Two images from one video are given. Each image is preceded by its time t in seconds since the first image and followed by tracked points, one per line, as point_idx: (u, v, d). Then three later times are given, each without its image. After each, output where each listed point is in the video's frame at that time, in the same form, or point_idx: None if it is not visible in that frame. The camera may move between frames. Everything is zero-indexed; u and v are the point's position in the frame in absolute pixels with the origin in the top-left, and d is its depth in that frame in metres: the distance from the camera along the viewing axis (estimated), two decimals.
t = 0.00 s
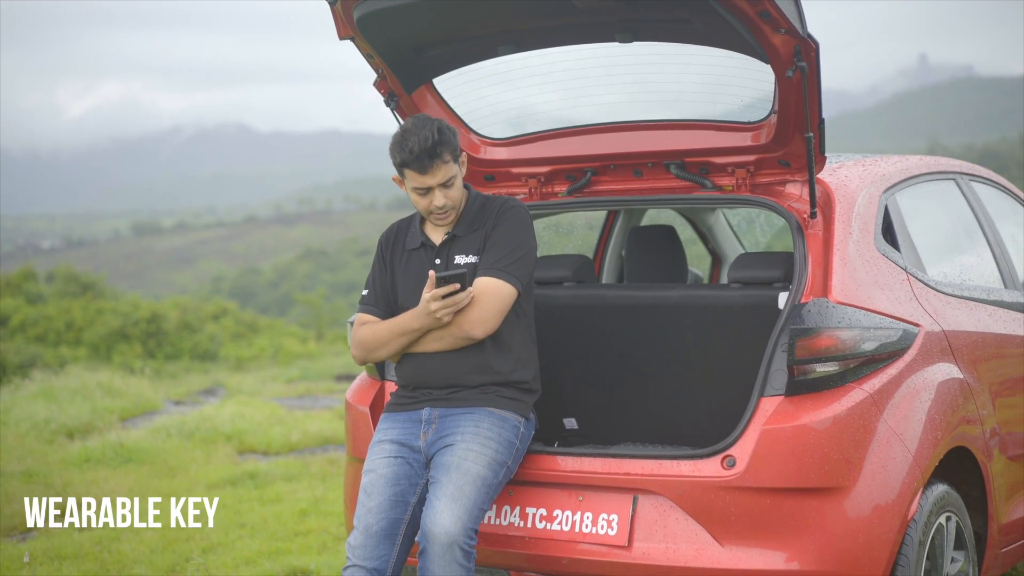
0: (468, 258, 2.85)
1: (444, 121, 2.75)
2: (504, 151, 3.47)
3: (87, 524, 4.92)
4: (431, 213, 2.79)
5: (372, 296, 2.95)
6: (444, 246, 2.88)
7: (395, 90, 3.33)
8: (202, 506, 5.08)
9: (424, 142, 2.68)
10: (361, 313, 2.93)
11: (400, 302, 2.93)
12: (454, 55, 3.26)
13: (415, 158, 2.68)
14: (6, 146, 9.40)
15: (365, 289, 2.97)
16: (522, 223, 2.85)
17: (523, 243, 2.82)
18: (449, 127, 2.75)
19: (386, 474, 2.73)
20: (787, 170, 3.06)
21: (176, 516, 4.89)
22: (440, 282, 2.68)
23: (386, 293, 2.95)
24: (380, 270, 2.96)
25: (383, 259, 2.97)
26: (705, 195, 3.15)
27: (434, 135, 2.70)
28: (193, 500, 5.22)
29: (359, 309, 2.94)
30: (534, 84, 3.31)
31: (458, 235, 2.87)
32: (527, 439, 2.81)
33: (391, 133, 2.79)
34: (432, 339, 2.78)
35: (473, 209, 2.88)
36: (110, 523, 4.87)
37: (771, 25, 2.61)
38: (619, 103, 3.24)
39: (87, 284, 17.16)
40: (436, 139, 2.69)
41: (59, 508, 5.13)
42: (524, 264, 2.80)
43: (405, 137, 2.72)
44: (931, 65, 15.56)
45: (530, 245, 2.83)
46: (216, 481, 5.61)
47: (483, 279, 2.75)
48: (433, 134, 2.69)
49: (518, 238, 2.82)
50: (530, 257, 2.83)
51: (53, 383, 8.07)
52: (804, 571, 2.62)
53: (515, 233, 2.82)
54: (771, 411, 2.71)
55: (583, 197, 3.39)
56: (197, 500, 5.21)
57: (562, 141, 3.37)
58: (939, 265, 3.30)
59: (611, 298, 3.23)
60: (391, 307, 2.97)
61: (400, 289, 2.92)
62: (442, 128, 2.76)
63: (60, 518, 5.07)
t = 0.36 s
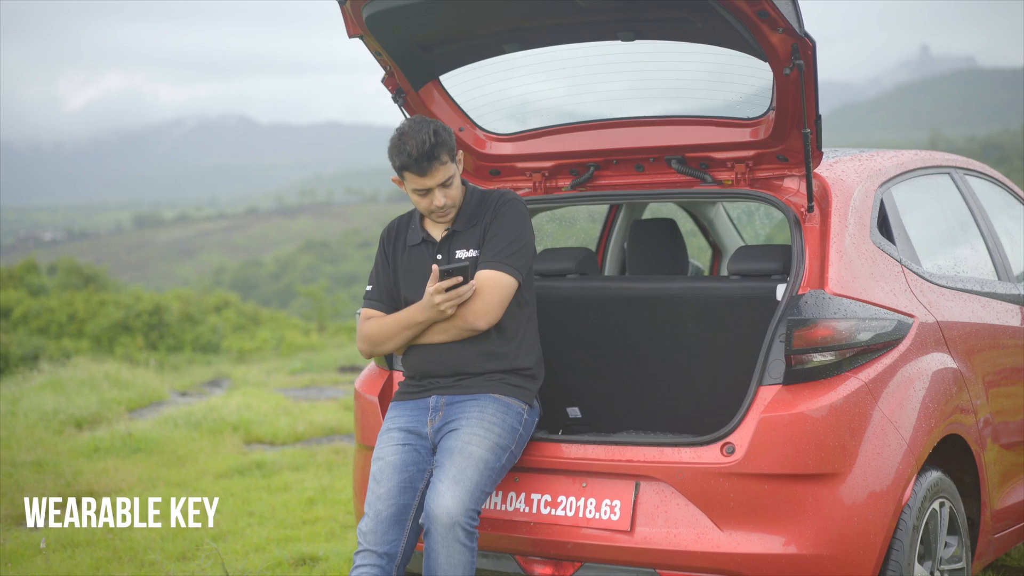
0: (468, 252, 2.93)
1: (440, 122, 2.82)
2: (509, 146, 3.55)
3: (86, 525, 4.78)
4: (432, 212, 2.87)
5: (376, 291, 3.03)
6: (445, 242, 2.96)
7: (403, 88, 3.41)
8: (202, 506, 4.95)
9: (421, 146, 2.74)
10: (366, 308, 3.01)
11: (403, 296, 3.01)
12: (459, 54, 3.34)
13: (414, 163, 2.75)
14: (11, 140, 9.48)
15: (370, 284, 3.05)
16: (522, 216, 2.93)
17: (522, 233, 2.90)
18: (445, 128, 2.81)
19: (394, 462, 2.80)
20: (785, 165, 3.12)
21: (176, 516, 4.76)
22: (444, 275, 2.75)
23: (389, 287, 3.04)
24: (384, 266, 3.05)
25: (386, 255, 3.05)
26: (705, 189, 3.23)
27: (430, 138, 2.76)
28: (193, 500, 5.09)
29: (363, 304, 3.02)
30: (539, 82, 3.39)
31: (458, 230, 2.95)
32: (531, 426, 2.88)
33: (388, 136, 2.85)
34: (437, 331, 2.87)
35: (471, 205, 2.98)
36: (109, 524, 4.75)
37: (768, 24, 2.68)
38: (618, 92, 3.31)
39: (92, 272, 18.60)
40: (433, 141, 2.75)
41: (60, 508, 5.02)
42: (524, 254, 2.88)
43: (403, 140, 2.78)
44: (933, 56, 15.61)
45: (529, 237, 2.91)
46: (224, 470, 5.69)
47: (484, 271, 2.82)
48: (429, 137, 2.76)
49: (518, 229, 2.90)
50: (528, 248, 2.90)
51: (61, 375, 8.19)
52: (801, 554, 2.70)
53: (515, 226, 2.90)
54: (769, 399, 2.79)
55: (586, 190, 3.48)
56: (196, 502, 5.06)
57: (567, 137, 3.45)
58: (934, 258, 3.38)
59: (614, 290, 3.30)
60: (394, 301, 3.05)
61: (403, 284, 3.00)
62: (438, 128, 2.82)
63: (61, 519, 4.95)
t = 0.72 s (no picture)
0: (470, 247, 3.02)
1: (443, 119, 2.91)
2: (515, 143, 3.64)
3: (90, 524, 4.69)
4: (434, 206, 2.96)
5: (384, 286, 3.12)
6: (447, 237, 3.06)
7: (411, 87, 3.50)
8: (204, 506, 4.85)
9: (425, 141, 2.84)
10: (374, 303, 3.11)
11: (410, 291, 3.10)
12: (466, 54, 3.44)
13: (417, 157, 2.84)
14: (15, 135, 9.58)
15: (377, 279, 3.14)
16: (523, 210, 3.02)
17: (522, 226, 3.00)
18: (448, 124, 2.91)
19: (403, 449, 2.90)
20: (784, 162, 3.22)
21: (176, 516, 4.69)
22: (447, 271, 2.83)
23: (396, 282, 3.13)
24: (390, 262, 3.14)
25: (392, 252, 3.15)
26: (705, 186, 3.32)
27: (434, 134, 2.86)
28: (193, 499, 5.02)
29: (371, 299, 3.12)
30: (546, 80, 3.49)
31: (460, 225, 3.05)
32: (534, 416, 2.97)
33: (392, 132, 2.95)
34: (444, 324, 2.96)
35: (472, 201, 3.06)
36: (111, 525, 4.65)
37: (767, 27, 2.77)
38: (619, 87, 3.40)
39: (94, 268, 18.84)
40: (436, 137, 2.85)
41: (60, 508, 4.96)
42: (524, 247, 2.97)
43: (407, 137, 2.87)
44: (935, 50, 15.68)
45: (529, 231, 3.00)
46: (233, 461, 5.80)
47: (486, 265, 2.92)
48: (432, 133, 2.85)
49: (518, 224, 2.99)
50: (529, 241, 2.99)
51: (70, 368, 8.31)
52: (798, 538, 2.80)
53: (515, 220, 2.99)
54: (767, 388, 2.89)
55: (590, 186, 3.57)
56: (197, 502, 4.94)
57: (571, 133, 3.54)
58: (928, 252, 3.48)
59: (616, 283, 3.40)
60: (401, 296, 3.15)
61: (409, 279, 3.10)
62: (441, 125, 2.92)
63: (60, 519, 4.85)
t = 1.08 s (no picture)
0: (474, 245, 3.09)
1: (454, 121, 2.97)
2: (514, 139, 3.70)
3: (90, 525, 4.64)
4: (441, 206, 3.04)
5: (390, 275, 3.20)
6: (454, 233, 3.13)
7: (414, 84, 3.58)
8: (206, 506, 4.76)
9: (435, 144, 2.91)
10: (381, 291, 3.19)
11: (415, 282, 3.18)
12: (466, 53, 3.51)
13: (427, 159, 2.91)
14: (18, 130, 9.65)
15: (384, 268, 3.22)
16: (528, 212, 3.09)
17: (527, 227, 3.07)
18: (459, 127, 2.97)
19: (403, 437, 2.98)
20: (777, 157, 3.29)
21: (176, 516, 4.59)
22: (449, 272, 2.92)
23: (402, 272, 3.21)
24: (397, 251, 3.22)
25: (400, 242, 3.22)
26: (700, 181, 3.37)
27: (445, 138, 2.92)
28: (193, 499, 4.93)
29: (378, 286, 3.19)
30: (548, 77, 3.57)
31: (466, 222, 3.12)
32: (530, 409, 3.04)
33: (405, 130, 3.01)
34: (443, 321, 3.04)
35: (479, 199, 3.12)
36: (110, 525, 4.56)
37: (760, 25, 2.84)
38: (620, 80, 3.46)
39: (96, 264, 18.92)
40: (447, 141, 2.91)
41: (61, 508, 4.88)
42: (527, 249, 3.04)
43: (418, 138, 2.94)
44: (935, 44, 15.74)
45: (533, 232, 3.06)
46: (237, 453, 5.88)
47: (488, 263, 2.99)
48: (442, 136, 2.91)
49: (523, 226, 3.06)
50: (533, 242, 3.07)
51: (74, 362, 8.39)
52: (790, 524, 2.87)
53: (520, 221, 3.06)
54: (760, 378, 2.96)
55: (589, 181, 3.64)
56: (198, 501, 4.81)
57: (570, 130, 3.61)
58: (920, 246, 3.55)
59: (614, 276, 3.47)
60: (407, 286, 3.22)
61: (414, 270, 3.17)
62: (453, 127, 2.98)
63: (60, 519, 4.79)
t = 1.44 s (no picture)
0: (485, 240, 3.16)
1: (479, 118, 3.05)
2: (511, 138, 3.78)
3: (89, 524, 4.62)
4: (456, 199, 3.11)
5: (401, 262, 3.27)
6: (467, 226, 3.20)
7: (412, 84, 3.65)
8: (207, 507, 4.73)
9: (457, 138, 2.98)
10: (390, 277, 3.26)
11: (424, 272, 3.25)
12: (464, 54, 3.59)
13: (447, 151, 2.99)
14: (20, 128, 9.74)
15: (395, 255, 3.30)
16: (541, 213, 3.16)
17: (539, 228, 3.14)
18: (483, 125, 3.04)
19: (394, 424, 3.07)
20: (768, 156, 3.35)
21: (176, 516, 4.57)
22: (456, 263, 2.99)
23: (412, 261, 3.28)
24: (410, 240, 3.29)
25: (413, 230, 3.30)
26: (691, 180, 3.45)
27: (468, 132, 2.99)
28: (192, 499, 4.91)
29: (388, 272, 3.27)
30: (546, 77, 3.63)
31: (479, 217, 3.19)
32: (525, 403, 3.10)
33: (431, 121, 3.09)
34: (445, 311, 3.11)
35: (495, 196, 3.19)
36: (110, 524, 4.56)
37: (750, 27, 2.91)
38: (617, 79, 3.52)
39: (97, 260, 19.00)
40: (469, 136, 2.98)
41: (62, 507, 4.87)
42: (536, 249, 3.11)
43: (441, 130, 3.01)
44: (936, 41, 15.78)
45: (543, 234, 3.13)
46: (239, 447, 5.95)
47: (496, 259, 3.06)
48: (464, 130, 2.98)
49: (535, 226, 3.13)
50: (542, 243, 3.13)
51: (77, 358, 8.47)
52: (779, 515, 2.94)
53: (532, 221, 3.13)
54: (749, 372, 3.03)
55: (584, 180, 3.71)
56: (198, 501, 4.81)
57: (565, 129, 3.68)
58: (909, 244, 3.62)
59: (609, 272, 3.54)
60: (416, 274, 3.30)
61: (425, 260, 3.25)
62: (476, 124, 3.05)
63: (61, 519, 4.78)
